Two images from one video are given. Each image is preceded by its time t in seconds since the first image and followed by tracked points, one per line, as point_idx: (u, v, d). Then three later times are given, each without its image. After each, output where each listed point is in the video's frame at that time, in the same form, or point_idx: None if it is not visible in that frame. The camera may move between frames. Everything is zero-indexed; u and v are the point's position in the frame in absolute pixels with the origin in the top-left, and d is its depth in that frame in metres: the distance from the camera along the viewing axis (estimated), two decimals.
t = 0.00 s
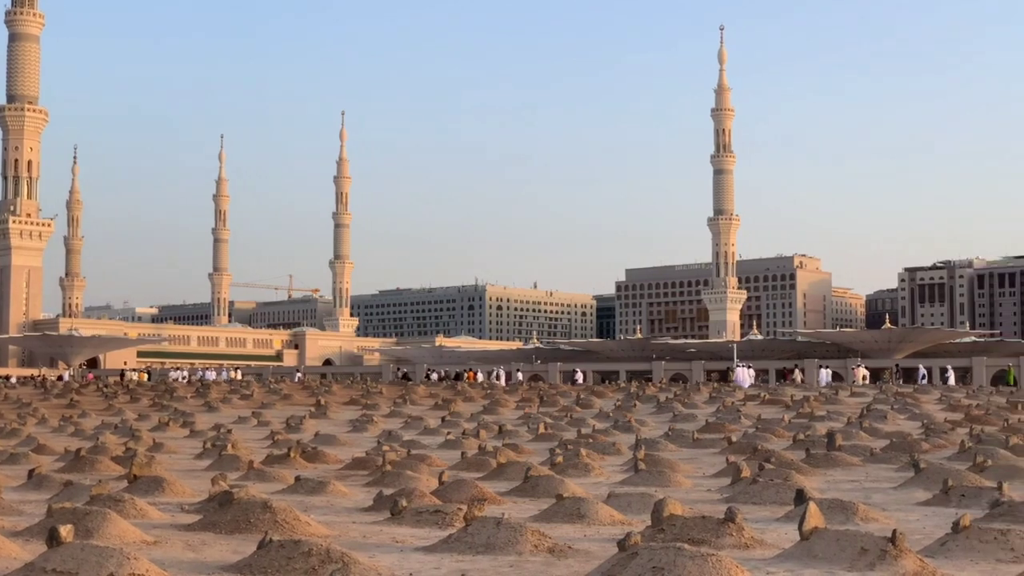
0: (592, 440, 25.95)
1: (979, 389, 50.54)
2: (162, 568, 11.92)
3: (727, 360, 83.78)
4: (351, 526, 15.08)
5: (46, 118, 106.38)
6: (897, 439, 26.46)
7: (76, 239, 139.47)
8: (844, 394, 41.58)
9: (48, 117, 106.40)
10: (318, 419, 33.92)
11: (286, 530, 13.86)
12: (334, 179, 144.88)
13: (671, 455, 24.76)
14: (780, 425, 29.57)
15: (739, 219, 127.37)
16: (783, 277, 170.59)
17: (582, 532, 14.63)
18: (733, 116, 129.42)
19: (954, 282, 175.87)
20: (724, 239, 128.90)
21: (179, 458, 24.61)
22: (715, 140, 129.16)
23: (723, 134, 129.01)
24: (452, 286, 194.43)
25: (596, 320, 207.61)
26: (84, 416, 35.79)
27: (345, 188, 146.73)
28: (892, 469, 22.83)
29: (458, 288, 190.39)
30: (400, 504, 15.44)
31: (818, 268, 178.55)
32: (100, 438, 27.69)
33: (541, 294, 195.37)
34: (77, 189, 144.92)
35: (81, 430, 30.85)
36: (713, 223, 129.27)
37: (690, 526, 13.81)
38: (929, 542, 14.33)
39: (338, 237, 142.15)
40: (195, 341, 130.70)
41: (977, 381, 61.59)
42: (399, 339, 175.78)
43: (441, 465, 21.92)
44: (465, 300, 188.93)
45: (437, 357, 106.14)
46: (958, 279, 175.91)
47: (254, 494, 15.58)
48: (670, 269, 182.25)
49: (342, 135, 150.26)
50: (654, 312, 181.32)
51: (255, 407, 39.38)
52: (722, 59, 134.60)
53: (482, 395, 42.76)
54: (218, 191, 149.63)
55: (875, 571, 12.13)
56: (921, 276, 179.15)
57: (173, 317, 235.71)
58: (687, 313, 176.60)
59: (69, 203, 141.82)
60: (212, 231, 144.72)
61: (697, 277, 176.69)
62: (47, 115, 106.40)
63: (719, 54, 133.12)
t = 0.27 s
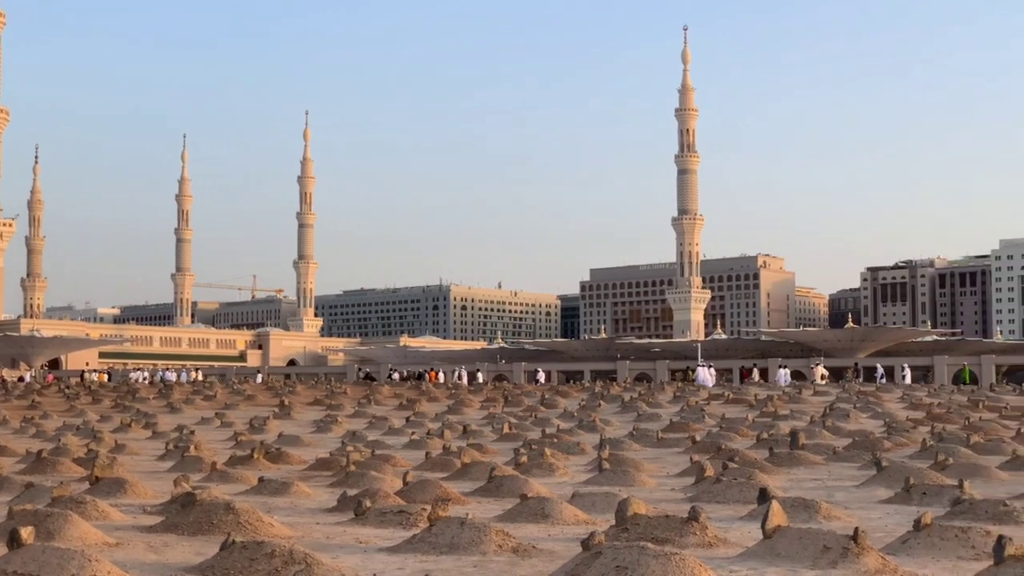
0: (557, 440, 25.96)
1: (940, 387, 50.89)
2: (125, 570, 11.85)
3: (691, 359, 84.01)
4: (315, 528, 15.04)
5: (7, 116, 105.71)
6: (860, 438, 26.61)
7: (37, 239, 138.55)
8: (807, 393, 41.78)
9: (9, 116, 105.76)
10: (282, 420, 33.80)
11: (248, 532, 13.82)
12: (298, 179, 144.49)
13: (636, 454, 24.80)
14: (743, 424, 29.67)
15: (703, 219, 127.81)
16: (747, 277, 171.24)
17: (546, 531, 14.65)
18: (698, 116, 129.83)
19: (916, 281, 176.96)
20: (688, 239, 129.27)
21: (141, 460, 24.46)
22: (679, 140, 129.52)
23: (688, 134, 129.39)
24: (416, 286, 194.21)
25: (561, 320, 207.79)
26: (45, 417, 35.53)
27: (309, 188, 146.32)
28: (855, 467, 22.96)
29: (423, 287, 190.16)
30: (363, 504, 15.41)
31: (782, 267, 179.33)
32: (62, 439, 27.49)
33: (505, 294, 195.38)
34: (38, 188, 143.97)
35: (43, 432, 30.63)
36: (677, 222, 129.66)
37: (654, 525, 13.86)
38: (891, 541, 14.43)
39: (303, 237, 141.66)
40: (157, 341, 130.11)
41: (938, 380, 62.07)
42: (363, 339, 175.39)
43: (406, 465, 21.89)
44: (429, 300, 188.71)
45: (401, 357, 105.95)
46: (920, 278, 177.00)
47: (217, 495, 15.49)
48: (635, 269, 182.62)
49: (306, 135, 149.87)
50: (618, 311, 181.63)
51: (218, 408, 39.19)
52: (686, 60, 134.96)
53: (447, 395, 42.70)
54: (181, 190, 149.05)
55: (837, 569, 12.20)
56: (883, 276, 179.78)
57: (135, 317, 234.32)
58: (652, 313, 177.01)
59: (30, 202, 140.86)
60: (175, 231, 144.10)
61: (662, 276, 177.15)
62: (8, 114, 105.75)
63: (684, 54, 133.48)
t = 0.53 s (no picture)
0: (526, 439, 25.96)
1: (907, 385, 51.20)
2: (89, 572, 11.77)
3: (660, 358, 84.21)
4: (282, 528, 15.00)
5: None
6: (827, 436, 26.75)
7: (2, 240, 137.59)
8: (775, 391, 41.93)
9: None
10: (250, 420, 33.68)
11: (215, 533, 13.76)
12: (266, 178, 143.98)
13: (605, 453, 24.83)
14: (712, 422, 29.82)
15: (671, 219, 128.17)
16: (715, 276, 171.81)
17: (514, 530, 14.68)
18: (666, 115, 130.12)
19: (883, 280, 177.88)
20: (657, 238, 129.69)
21: (108, 461, 24.31)
22: (647, 139, 129.91)
23: (655, 133, 129.80)
24: (385, 286, 193.84)
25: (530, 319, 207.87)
26: (10, 419, 35.26)
27: (277, 187, 145.81)
28: (823, 465, 23.08)
29: (391, 287, 189.86)
30: (331, 504, 15.38)
31: (749, 266, 180.05)
32: (27, 441, 27.30)
33: (474, 293, 195.24)
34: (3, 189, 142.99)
35: (8, 433, 30.41)
36: (646, 221, 130.07)
37: (622, 524, 13.90)
38: (859, 538, 14.50)
39: (271, 236, 141.08)
40: (124, 342, 129.32)
41: (905, 378, 62.46)
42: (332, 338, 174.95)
43: (374, 464, 21.86)
44: (398, 299, 188.39)
45: (369, 358, 105.72)
46: (887, 277, 178.01)
47: (183, 496, 15.45)
48: (603, 268, 182.90)
49: (273, 134, 149.36)
50: (587, 311, 181.86)
51: (186, 408, 39.04)
52: (654, 59, 135.26)
53: (415, 394, 42.64)
54: (148, 190, 148.38)
55: (804, 565, 12.28)
56: (850, 274, 180.41)
57: (101, 317, 232.90)
58: (621, 312, 177.26)
59: None
60: (141, 230, 143.42)
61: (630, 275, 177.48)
62: None
63: (651, 54, 133.81)
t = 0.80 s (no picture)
0: (499, 437, 25.96)
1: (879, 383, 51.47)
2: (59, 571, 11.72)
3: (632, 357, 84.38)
4: (254, 526, 14.97)
5: None
6: (799, 434, 26.84)
7: None
8: (747, 389, 42.07)
9: None
10: (221, 419, 33.57)
11: (186, 532, 13.71)
12: (238, 177, 143.56)
13: (578, 452, 24.87)
14: (684, 421, 29.87)
15: (644, 218, 128.50)
16: (687, 275, 172.24)
17: (487, 528, 14.68)
18: (638, 114, 130.29)
19: (854, 279, 178.61)
20: (629, 236, 130.03)
21: (79, 460, 24.19)
22: (619, 138, 130.12)
23: (628, 132, 130.01)
24: (357, 284, 193.49)
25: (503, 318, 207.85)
26: None
27: (249, 185, 145.40)
28: (794, 463, 23.17)
29: (364, 286, 189.58)
30: (304, 504, 15.35)
31: (721, 265, 180.54)
32: None
33: (446, 292, 195.08)
34: None
35: None
36: (619, 220, 130.40)
37: (595, 522, 13.91)
38: (830, 536, 14.57)
39: (243, 235, 140.60)
40: (94, 341, 128.68)
41: (876, 376, 62.80)
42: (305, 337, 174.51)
43: (346, 464, 21.83)
44: (371, 298, 188.11)
45: (342, 356, 105.58)
46: (858, 276, 178.82)
47: (154, 496, 15.39)
48: (576, 267, 183.08)
49: (246, 132, 148.93)
50: (560, 309, 182.01)
51: (157, 407, 38.89)
52: (626, 58, 135.46)
53: (388, 393, 42.57)
54: (119, 188, 147.84)
55: (776, 562, 12.32)
56: (821, 273, 181.20)
57: (72, 316, 231.69)
58: (593, 311, 177.48)
59: None
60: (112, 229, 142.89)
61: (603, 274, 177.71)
62: None
63: (624, 53, 133.99)
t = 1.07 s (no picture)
0: (472, 436, 25.95)
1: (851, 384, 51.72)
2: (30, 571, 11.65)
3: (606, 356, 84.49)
4: (226, 525, 14.92)
5: None
6: (771, 433, 26.96)
7: None
8: (720, 389, 42.24)
9: None
10: (194, 418, 33.44)
11: (158, 531, 13.66)
12: (212, 174, 143.14)
13: (551, 450, 24.88)
14: (657, 420, 29.93)
15: (618, 216, 128.80)
16: (661, 274, 172.60)
17: (460, 527, 14.68)
18: (612, 114, 130.48)
19: (827, 278, 179.01)
20: (604, 235, 130.30)
21: (50, 458, 24.07)
22: (593, 137, 130.30)
23: (602, 131, 130.19)
24: (331, 283, 193.24)
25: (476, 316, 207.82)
26: None
27: (223, 183, 144.98)
28: (767, 462, 23.24)
29: (338, 284, 189.30)
30: (276, 503, 15.32)
31: (695, 265, 180.96)
32: None
33: (420, 291, 194.99)
34: None
35: None
36: (592, 219, 130.69)
37: (568, 521, 13.94)
38: (802, 534, 14.64)
39: (216, 233, 140.10)
40: (66, 339, 128.09)
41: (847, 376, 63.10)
42: (278, 335, 174.10)
43: (319, 462, 21.79)
44: (345, 296, 187.81)
45: (315, 354, 105.41)
46: (831, 275, 179.49)
47: (126, 495, 15.32)
48: (549, 265, 183.22)
49: (220, 130, 148.51)
50: (533, 308, 182.12)
51: (129, 406, 38.72)
52: (601, 57, 135.64)
53: (362, 391, 42.51)
54: (92, 185, 147.29)
55: (747, 560, 12.37)
56: (794, 272, 181.86)
57: (44, 313, 230.59)
58: (567, 309, 177.64)
59: None
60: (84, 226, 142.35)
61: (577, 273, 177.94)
62: None
63: (599, 52, 134.17)
